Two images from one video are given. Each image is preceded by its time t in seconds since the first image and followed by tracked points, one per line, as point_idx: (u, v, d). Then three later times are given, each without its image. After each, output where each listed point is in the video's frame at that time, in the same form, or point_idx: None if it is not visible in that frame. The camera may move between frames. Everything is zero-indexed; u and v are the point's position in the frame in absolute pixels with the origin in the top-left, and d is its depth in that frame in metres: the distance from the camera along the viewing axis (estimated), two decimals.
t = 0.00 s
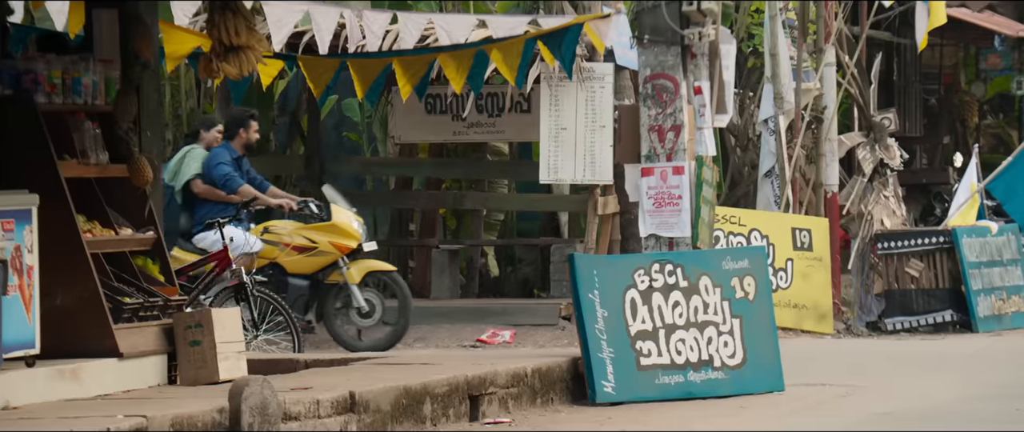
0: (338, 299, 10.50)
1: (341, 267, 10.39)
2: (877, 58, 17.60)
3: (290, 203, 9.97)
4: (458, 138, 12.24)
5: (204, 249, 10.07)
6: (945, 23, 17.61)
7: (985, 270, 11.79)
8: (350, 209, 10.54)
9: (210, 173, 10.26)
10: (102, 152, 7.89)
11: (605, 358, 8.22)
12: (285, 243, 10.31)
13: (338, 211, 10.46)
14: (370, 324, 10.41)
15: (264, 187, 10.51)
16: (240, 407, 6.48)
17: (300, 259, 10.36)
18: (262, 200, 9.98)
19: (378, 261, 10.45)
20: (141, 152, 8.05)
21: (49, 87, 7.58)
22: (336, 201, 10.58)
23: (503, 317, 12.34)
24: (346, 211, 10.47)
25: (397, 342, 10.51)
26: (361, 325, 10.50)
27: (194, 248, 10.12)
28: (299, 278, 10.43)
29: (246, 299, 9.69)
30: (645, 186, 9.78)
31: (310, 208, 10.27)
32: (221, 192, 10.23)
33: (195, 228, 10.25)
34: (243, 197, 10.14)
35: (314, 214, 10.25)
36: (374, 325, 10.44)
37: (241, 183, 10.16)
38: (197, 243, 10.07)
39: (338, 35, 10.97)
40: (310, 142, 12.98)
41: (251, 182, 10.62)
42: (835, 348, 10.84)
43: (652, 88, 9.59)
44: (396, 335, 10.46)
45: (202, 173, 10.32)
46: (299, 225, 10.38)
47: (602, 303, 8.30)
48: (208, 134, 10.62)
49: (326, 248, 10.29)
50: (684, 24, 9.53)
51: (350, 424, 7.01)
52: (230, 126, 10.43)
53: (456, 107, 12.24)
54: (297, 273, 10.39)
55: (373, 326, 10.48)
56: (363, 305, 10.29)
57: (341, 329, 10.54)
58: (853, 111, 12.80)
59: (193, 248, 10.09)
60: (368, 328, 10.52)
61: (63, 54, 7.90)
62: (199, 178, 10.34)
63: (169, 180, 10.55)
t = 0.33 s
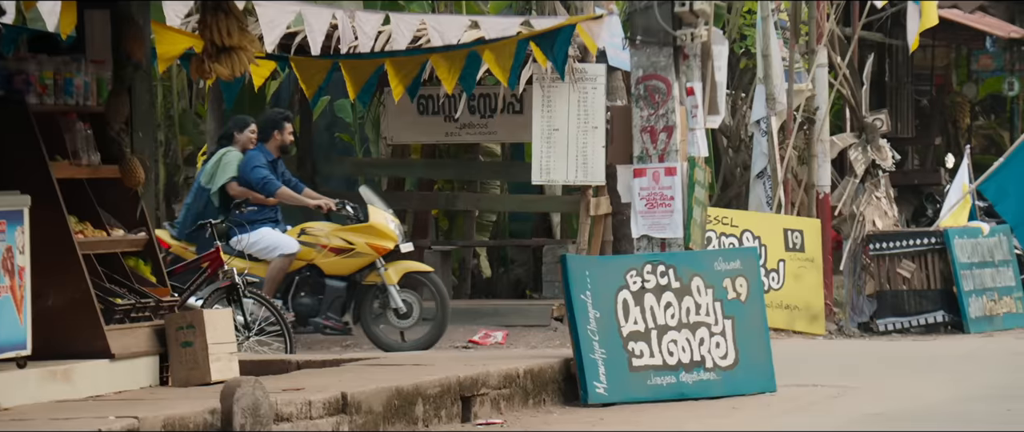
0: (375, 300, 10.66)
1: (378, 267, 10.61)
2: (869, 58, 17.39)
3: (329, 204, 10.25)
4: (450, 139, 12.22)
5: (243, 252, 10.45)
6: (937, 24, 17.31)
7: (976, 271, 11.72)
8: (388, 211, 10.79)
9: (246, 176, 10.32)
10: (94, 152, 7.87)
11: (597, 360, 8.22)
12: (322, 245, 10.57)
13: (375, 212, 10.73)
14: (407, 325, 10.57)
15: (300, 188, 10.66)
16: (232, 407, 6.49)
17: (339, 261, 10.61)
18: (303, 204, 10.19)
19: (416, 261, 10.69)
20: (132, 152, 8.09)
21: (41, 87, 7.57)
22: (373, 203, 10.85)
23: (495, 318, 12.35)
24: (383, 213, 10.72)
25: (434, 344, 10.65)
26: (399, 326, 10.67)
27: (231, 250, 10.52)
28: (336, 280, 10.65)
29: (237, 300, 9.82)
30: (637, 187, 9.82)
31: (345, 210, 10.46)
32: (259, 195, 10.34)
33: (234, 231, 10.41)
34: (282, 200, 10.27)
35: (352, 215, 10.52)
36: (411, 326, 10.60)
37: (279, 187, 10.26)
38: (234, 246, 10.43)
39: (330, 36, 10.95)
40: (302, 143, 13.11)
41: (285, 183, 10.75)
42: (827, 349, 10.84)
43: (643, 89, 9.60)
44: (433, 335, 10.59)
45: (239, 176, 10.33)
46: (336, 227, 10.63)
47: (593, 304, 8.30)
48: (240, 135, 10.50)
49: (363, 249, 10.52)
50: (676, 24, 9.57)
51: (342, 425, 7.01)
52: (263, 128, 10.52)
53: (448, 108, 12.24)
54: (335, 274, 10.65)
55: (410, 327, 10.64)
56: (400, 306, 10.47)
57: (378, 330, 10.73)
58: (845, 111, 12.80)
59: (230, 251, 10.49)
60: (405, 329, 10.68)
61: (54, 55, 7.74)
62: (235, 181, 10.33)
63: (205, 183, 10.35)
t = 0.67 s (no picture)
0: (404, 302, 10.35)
1: (407, 268, 10.32)
2: (851, 59, 17.68)
3: (357, 205, 10.11)
4: (432, 141, 12.20)
5: (273, 253, 10.29)
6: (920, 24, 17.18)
7: (957, 272, 11.73)
8: (417, 211, 10.46)
9: (274, 176, 10.20)
10: (75, 154, 7.84)
11: (579, 361, 8.21)
12: (351, 245, 10.27)
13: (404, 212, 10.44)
14: (435, 327, 10.30)
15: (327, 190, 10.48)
16: (213, 409, 6.49)
17: (367, 262, 10.29)
18: (332, 204, 10.04)
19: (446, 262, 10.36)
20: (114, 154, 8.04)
21: (21, 89, 7.53)
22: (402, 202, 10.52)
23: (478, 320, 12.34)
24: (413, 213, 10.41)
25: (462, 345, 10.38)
26: (426, 326, 10.40)
27: (260, 251, 10.38)
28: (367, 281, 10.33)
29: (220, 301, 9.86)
30: (620, 190, 10.04)
31: (375, 210, 10.27)
32: (287, 196, 10.20)
33: (265, 232, 10.30)
34: (312, 200, 10.11)
35: (381, 216, 10.25)
36: (440, 327, 10.32)
37: (308, 187, 10.12)
38: (265, 247, 10.29)
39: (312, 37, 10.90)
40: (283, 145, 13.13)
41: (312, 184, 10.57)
42: (809, 350, 10.85)
43: (626, 91, 9.50)
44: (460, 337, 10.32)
45: (267, 176, 10.23)
46: (365, 228, 10.34)
47: (575, 305, 8.31)
48: (267, 135, 10.47)
49: (392, 250, 10.21)
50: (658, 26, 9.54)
51: (324, 427, 7.00)
52: (291, 129, 10.33)
53: (431, 109, 12.23)
54: (363, 276, 10.34)
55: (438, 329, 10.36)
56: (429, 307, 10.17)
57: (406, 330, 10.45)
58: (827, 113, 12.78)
59: (260, 252, 10.34)
60: (433, 330, 10.40)
61: (35, 56, 7.62)
62: (263, 181, 10.23)
63: (232, 184, 10.34)
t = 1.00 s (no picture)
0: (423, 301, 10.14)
1: (425, 268, 10.11)
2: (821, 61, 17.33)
3: (376, 204, 9.93)
4: (404, 141, 12.16)
5: (294, 252, 10.16)
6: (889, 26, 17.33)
7: (926, 273, 11.75)
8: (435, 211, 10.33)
9: (295, 174, 10.07)
10: (45, 155, 7.79)
11: (550, 361, 8.22)
12: (370, 245, 10.12)
13: (424, 212, 10.27)
14: (455, 326, 10.08)
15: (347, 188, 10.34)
16: (184, 410, 6.47)
17: (386, 262, 10.13)
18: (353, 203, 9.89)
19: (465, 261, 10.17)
20: (85, 155, 7.94)
21: None
22: (422, 203, 10.35)
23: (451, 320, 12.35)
24: (432, 212, 10.24)
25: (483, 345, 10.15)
26: (446, 326, 10.19)
27: (279, 250, 10.26)
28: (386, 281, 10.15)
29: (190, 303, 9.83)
30: (591, 190, 10.01)
31: (394, 211, 10.02)
32: (307, 194, 10.07)
33: (284, 230, 10.17)
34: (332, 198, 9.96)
35: (400, 216, 10.08)
36: (460, 326, 10.11)
37: (327, 185, 9.98)
38: (286, 247, 10.16)
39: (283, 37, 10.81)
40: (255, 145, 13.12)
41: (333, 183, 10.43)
42: (781, 350, 10.86)
43: (597, 91, 9.52)
44: (481, 337, 10.09)
45: (287, 176, 10.11)
46: (384, 227, 10.18)
47: (547, 306, 8.31)
48: (286, 134, 10.42)
49: (411, 250, 10.03)
50: (630, 27, 9.46)
51: (296, 427, 6.99)
52: (310, 128, 10.21)
53: (403, 110, 12.17)
54: (383, 276, 10.16)
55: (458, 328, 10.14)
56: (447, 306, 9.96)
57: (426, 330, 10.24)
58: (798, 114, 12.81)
59: (280, 252, 10.22)
60: (453, 329, 10.19)
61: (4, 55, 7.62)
62: (283, 181, 10.10)
63: (251, 183, 10.14)
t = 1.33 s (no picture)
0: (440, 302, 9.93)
1: (441, 269, 9.90)
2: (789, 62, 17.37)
3: (391, 206, 9.85)
4: (374, 143, 12.11)
5: (310, 252, 9.94)
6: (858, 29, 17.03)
7: (894, 274, 11.76)
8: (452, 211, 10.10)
9: (312, 175, 9.93)
10: (11, 155, 7.49)
11: (519, 363, 8.23)
12: (386, 245, 9.90)
13: (441, 212, 10.06)
14: (471, 327, 9.87)
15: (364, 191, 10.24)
16: (151, 413, 6.47)
17: (402, 263, 9.90)
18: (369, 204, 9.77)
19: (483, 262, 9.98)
20: (53, 156, 7.57)
21: None
22: (439, 203, 10.12)
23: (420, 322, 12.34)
24: (448, 213, 10.03)
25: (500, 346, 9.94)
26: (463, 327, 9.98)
27: (296, 251, 10.01)
28: (402, 282, 9.93)
29: (158, 304, 9.81)
30: (561, 192, 9.98)
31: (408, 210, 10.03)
32: (323, 195, 9.92)
33: (300, 233, 9.98)
34: (348, 199, 9.82)
35: (415, 216, 10.01)
36: (476, 327, 9.89)
37: (344, 186, 9.85)
38: (303, 247, 9.95)
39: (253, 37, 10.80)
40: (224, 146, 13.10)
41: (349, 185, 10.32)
42: (750, 352, 10.87)
43: (567, 92, 9.45)
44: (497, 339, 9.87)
45: (304, 177, 9.96)
46: (400, 227, 9.95)
47: (517, 307, 8.33)
48: (304, 136, 10.29)
49: (428, 251, 9.82)
50: (599, 29, 9.49)
51: (263, 429, 6.96)
52: (329, 129, 10.09)
53: (372, 111, 12.16)
54: (398, 277, 9.93)
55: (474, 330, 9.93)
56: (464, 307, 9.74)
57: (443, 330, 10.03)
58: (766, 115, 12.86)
59: (296, 253, 9.98)
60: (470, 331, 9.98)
61: None
62: (301, 182, 9.95)
63: (268, 184, 9.97)
